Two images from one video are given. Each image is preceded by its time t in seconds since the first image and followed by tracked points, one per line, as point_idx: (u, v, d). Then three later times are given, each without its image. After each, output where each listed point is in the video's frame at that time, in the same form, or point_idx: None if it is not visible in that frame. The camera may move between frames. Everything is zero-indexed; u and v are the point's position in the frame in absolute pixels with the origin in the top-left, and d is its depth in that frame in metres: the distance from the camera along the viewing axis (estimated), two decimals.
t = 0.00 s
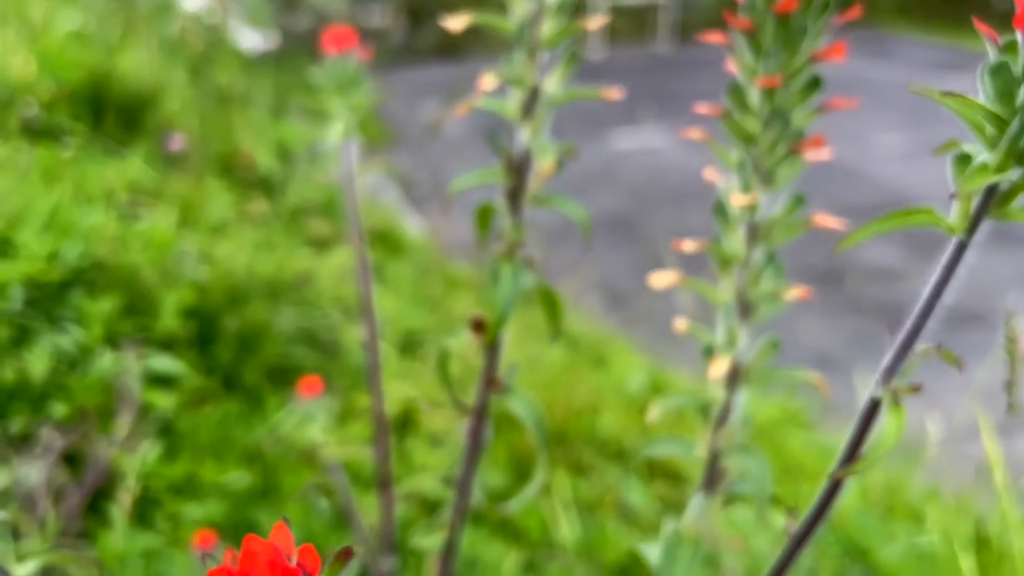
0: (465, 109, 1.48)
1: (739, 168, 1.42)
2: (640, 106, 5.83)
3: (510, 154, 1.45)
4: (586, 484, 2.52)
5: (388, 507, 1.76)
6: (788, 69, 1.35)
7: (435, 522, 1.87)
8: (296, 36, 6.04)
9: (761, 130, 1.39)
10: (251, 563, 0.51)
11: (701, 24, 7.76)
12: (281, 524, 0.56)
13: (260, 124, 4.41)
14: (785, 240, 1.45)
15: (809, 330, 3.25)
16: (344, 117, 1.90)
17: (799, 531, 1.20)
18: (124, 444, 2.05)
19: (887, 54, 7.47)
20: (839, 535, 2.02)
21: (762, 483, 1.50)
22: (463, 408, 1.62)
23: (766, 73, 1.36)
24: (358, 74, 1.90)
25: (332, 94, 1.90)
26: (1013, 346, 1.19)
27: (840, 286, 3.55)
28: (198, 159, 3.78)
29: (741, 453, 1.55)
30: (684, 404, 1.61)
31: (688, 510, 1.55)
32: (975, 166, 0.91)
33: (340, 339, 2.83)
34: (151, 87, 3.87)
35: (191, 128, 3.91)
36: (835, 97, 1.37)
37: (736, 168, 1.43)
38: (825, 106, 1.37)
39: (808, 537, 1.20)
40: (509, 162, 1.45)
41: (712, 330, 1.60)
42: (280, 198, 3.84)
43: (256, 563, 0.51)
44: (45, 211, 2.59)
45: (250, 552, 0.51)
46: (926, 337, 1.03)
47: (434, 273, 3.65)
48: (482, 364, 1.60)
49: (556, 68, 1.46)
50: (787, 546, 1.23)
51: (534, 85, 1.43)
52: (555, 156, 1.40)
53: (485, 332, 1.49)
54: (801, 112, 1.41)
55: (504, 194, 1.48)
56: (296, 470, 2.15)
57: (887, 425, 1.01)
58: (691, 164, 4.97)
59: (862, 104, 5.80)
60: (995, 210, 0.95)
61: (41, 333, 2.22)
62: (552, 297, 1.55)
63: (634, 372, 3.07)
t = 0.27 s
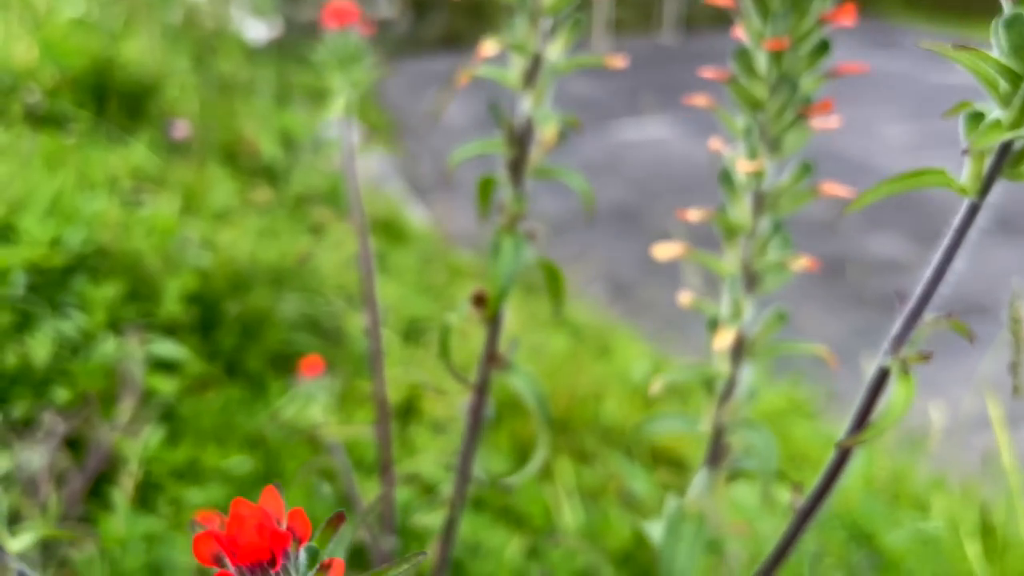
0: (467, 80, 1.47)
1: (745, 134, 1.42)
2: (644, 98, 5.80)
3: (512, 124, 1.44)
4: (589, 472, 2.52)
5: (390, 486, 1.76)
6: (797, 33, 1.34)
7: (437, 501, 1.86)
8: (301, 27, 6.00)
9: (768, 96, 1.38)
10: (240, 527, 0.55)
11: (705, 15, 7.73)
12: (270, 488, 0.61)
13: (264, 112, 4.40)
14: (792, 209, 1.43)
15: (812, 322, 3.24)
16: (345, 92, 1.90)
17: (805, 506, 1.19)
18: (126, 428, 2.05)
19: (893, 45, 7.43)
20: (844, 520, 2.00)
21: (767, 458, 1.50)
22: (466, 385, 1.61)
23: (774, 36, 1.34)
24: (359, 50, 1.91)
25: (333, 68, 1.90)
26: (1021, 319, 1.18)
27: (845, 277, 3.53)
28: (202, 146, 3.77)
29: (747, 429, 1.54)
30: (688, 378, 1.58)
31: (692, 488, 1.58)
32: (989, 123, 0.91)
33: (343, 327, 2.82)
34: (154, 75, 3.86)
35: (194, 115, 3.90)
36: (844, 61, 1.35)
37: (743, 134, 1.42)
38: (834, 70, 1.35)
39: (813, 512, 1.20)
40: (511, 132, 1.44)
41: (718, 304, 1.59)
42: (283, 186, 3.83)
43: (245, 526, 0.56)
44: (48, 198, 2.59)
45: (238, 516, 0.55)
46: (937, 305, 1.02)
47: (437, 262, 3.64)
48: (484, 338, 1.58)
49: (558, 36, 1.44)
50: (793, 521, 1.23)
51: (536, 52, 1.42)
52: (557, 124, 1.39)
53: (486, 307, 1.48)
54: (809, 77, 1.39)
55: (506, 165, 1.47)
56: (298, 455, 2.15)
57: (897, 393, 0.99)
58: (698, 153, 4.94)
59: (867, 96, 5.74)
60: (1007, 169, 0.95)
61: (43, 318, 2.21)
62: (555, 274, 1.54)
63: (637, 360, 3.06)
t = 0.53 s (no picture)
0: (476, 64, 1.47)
1: (757, 118, 1.41)
2: (649, 89, 5.75)
3: (521, 109, 1.44)
4: (593, 463, 2.51)
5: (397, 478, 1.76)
6: (810, 14, 1.33)
7: (444, 487, 1.87)
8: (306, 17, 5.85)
9: (781, 79, 1.37)
10: (246, 509, 0.59)
11: (710, 6, 7.69)
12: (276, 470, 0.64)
13: (268, 102, 4.39)
14: (804, 193, 1.42)
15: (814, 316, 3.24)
16: (349, 77, 1.89)
17: (816, 494, 1.20)
18: (131, 418, 2.05)
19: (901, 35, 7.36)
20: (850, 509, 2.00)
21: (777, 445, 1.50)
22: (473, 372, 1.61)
23: (787, 18, 1.33)
24: (365, 36, 1.89)
25: (338, 54, 1.89)
26: None
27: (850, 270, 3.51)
28: (206, 136, 3.76)
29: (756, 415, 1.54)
30: (697, 365, 1.57)
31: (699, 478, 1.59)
32: (1008, 102, 0.91)
33: (348, 317, 2.82)
34: (158, 65, 3.85)
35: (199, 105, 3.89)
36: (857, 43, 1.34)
37: (755, 118, 1.41)
38: (848, 52, 1.34)
39: (824, 500, 1.20)
40: (519, 117, 1.43)
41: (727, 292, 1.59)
42: (287, 177, 3.82)
43: (249, 507, 0.59)
44: (53, 187, 2.59)
45: (245, 499, 0.58)
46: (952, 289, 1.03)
47: (441, 253, 3.63)
48: (491, 326, 1.58)
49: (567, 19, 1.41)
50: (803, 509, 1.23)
51: (545, 36, 1.41)
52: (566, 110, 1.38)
53: (494, 292, 1.51)
54: (822, 61, 1.38)
55: (514, 151, 1.47)
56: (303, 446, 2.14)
57: (911, 378, 1.00)
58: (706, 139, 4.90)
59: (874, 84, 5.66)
60: None
61: (48, 308, 2.21)
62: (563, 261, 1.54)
63: (641, 352, 3.06)
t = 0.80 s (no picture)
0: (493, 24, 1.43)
1: (785, 76, 1.27)
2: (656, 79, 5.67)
3: (540, 71, 1.42)
4: (601, 448, 2.50)
5: (408, 458, 1.75)
6: None
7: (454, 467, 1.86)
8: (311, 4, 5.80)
9: (810, 35, 1.23)
10: (269, 459, 0.59)
11: None
12: (299, 424, 0.63)
13: (275, 87, 4.37)
14: (834, 154, 1.29)
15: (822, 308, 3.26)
16: (360, 48, 1.87)
17: (842, 463, 1.18)
18: (139, 401, 2.05)
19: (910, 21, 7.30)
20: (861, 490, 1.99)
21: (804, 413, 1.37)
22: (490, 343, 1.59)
23: None
24: (376, 7, 1.88)
25: (349, 25, 1.88)
26: None
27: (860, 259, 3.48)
28: (213, 122, 3.75)
29: (780, 381, 1.42)
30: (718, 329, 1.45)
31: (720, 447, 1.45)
32: None
33: (355, 301, 2.80)
34: (165, 50, 3.83)
35: (205, 90, 3.88)
36: None
37: (782, 75, 1.28)
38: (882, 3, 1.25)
39: (851, 468, 1.18)
40: (539, 79, 1.42)
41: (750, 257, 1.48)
42: (294, 163, 3.81)
43: (272, 457, 0.59)
44: (59, 171, 2.57)
45: (268, 449, 0.59)
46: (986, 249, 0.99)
47: (448, 239, 3.62)
48: (508, 295, 1.56)
49: None
50: (828, 479, 1.21)
51: None
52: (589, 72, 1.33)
53: (511, 261, 1.48)
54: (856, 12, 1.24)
55: (532, 114, 1.45)
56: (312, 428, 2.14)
57: (945, 339, 0.97)
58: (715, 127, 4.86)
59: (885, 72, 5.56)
60: None
61: (55, 292, 2.20)
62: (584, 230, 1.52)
63: (648, 339, 3.03)
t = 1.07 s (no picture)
0: None
1: (819, 33, 1.23)
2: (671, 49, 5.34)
3: (566, 34, 1.40)
4: (610, 433, 2.49)
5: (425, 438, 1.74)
6: None
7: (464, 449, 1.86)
8: None
9: None
10: (311, 404, 0.66)
11: None
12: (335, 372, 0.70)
13: (281, 73, 4.34)
14: (867, 115, 1.25)
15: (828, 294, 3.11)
16: (377, 19, 1.85)
17: (873, 429, 1.18)
18: (149, 382, 2.06)
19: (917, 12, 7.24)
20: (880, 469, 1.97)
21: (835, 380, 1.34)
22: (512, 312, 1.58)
23: None
24: None
25: None
26: None
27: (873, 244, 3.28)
28: (220, 107, 3.73)
29: (810, 347, 1.38)
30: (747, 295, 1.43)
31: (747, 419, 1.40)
32: None
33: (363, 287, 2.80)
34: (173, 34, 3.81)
35: (213, 75, 3.87)
36: None
37: (816, 33, 1.24)
38: None
39: (882, 435, 1.18)
40: (564, 42, 1.40)
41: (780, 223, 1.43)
42: (300, 148, 3.79)
43: (310, 400, 0.67)
44: (68, 154, 2.56)
45: (311, 395, 0.67)
46: None
47: (455, 225, 3.60)
48: (531, 264, 1.54)
49: None
50: (859, 445, 1.21)
51: None
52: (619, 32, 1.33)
53: (535, 228, 1.48)
54: None
55: (556, 78, 1.44)
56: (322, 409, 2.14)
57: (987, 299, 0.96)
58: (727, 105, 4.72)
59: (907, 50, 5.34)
60: None
61: (64, 275, 2.20)
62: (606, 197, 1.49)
63: (657, 326, 3.01)
